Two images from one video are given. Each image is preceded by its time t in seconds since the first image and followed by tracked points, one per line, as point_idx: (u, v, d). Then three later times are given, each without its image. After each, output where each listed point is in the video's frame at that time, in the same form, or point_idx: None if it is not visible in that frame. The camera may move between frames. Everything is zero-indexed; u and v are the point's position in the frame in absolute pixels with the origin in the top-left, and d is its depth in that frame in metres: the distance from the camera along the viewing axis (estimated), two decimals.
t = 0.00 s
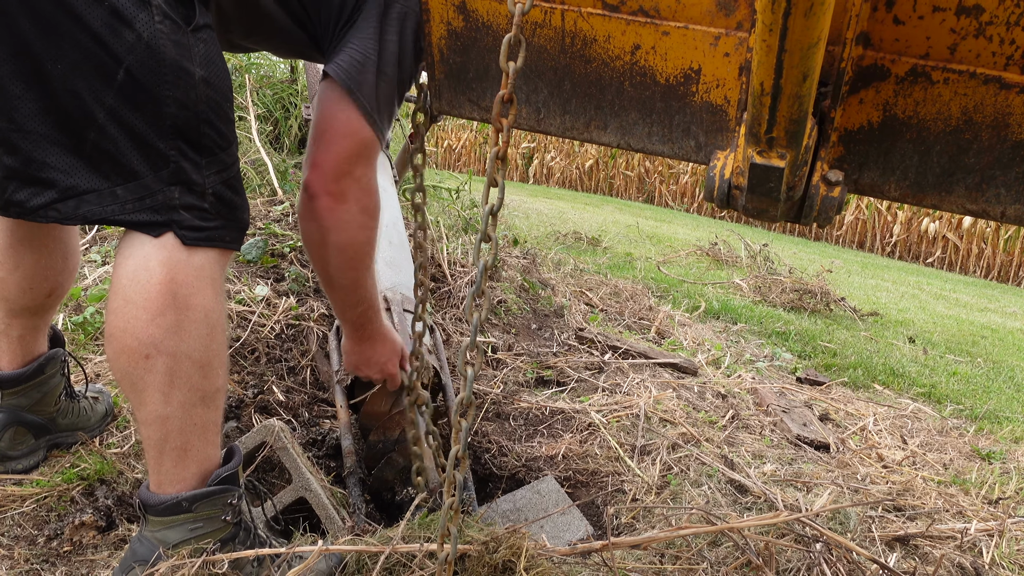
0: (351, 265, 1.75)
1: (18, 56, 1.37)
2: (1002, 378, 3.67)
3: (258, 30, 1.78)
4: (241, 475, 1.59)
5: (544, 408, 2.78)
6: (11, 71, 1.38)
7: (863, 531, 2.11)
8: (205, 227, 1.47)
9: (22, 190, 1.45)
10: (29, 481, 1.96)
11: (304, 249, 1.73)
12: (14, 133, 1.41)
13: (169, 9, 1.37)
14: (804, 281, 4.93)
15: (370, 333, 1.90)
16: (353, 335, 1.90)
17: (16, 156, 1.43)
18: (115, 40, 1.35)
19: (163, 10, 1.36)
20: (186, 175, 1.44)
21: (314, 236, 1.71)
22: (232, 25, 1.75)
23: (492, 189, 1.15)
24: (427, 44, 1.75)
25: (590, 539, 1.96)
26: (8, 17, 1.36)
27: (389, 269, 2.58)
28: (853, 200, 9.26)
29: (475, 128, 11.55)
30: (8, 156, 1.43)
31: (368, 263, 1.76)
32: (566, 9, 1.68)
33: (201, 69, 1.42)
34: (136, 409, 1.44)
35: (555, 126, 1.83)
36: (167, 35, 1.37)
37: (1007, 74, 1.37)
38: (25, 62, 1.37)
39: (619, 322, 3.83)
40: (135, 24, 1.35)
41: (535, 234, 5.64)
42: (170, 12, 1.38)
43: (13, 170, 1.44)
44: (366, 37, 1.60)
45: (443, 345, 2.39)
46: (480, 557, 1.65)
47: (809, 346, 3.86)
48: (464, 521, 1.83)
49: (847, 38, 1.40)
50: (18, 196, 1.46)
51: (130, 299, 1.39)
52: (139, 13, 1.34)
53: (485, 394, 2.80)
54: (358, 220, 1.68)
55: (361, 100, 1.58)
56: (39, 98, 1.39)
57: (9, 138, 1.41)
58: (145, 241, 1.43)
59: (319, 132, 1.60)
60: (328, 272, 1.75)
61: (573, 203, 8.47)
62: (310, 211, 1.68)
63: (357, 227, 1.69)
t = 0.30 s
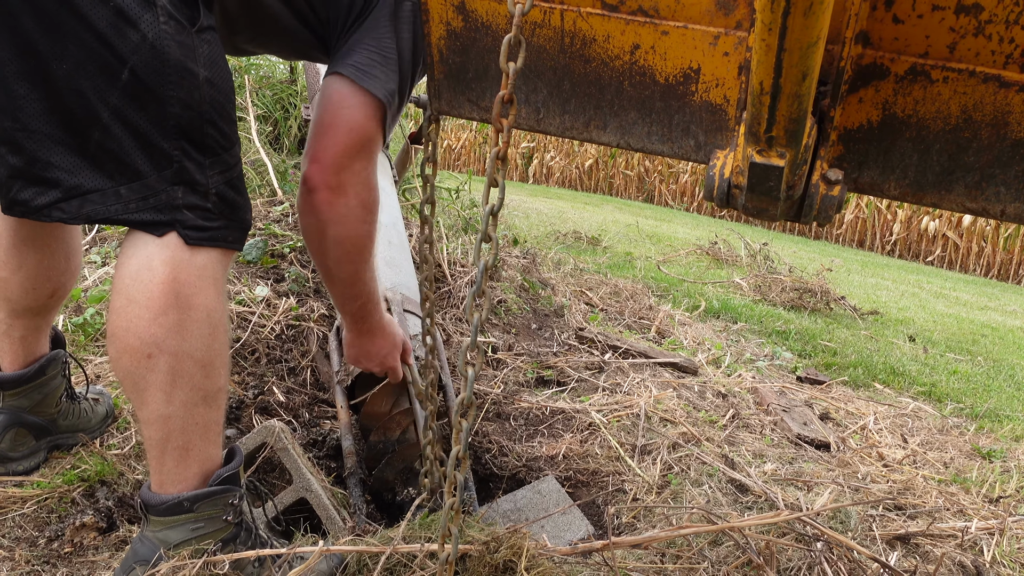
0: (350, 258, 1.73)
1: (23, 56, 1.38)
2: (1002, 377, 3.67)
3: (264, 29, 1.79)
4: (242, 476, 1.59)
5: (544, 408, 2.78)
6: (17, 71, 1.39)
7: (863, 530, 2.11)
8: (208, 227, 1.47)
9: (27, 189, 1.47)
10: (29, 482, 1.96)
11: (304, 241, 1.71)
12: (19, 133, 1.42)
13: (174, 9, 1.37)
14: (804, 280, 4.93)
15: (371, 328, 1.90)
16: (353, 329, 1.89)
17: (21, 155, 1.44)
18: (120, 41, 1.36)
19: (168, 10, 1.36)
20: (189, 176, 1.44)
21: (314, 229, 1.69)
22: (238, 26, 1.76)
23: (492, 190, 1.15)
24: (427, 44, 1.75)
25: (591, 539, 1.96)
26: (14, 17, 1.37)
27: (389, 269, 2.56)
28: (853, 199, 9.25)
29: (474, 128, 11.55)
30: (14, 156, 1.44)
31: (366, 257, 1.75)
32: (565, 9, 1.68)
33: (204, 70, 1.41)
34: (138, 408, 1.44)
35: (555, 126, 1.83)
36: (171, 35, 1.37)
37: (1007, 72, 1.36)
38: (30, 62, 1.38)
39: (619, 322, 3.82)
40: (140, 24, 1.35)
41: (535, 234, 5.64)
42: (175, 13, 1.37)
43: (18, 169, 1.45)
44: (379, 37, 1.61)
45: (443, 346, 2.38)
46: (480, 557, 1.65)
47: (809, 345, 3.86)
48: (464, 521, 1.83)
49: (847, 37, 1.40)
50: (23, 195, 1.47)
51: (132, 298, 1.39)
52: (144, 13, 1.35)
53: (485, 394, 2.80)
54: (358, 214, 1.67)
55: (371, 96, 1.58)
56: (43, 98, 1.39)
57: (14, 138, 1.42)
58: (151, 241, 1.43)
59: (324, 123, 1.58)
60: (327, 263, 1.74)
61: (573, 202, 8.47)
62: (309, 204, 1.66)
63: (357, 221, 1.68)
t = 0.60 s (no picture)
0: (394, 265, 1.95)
1: (33, 55, 1.38)
2: (1002, 377, 3.67)
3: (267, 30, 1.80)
4: (243, 475, 1.59)
5: (544, 408, 2.78)
6: (25, 70, 1.38)
7: (863, 530, 2.11)
8: (214, 226, 1.47)
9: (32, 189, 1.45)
10: (29, 483, 1.95)
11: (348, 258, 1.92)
12: (27, 132, 1.41)
13: (183, 9, 1.38)
14: (804, 280, 4.93)
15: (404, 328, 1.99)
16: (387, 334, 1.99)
17: (28, 154, 1.42)
18: (130, 40, 1.35)
19: (178, 10, 1.37)
20: (196, 174, 1.44)
21: (361, 246, 1.92)
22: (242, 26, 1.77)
23: (492, 189, 1.14)
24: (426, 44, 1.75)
25: (591, 540, 1.96)
26: (24, 17, 1.37)
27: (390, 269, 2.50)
28: (853, 199, 9.25)
29: (474, 128, 11.54)
30: (20, 155, 1.43)
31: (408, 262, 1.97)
32: (565, 9, 1.68)
33: (213, 69, 1.43)
34: (142, 407, 1.44)
35: (555, 126, 1.83)
36: (181, 35, 1.38)
37: (1007, 72, 1.36)
38: (39, 60, 1.38)
39: (619, 322, 3.82)
40: (150, 22, 1.35)
41: (535, 234, 5.64)
42: (184, 13, 1.39)
43: (25, 168, 1.44)
44: (395, 40, 1.74)
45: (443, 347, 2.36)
46: (481, 557, 1.65)
47: (809, 345, 3.86)
48: (464, 521, 1.83)
49: (847, 37, 1.40)
50: (29, 194, 1.45)
51: (140, 296, 1.39)
52: (154, 12, 1.35)
53: (485, 394, 2.80)
54: (400, 223, 1.92)
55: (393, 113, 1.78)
56: (52, 96, 1.39)
57: (21, 137, 1.41)
58: (158, 240, 1.42)
59: (354, 145, 1.80)
60: (375, 277, 1.95)
61: (573, 202, 8.46)
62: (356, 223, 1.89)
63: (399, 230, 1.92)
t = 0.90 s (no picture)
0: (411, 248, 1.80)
1: (43, 55, 1.37)
2: (1002, 378, 3.67)
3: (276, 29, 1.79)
4: (246, 471, 1.59)
5: (544, 408, 2.78)
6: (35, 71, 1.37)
7: (863, 531, 2.11)
8: (225, 223, 1.47)
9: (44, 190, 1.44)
10: (28, 481, 1.95)
11: (368, 242, 1.79)
12: (37, 133, 1.40)
13: (191, 8, 1.38)
14: (804, 281, 4.93)
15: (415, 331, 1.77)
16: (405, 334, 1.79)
17: (39, 155, 1.42)
18: (140, 39, 1.35)
19: (187, 8, 1.37)
20: (208, 172, 1.44)
21: (378, 227, 1.80)
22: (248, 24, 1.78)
23: (492, 189, 1.13)
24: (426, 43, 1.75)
25: (590, 539, 1.96)
26: (33, 17, 1.36)
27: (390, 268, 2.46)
28: (853, 200, 9.25)
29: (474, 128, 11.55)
30: (31, 155, 1.42)
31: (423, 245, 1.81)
32: (566, 9, 1.69)
33: (222, 67, 1.42)
34: (147, 401, 1.44)
35: (555, 126, 1.84)
36: (191, 33, 1.37)
37: (1007, 73, 1.36)
38: (49, 61, 1.37)
39: (619, 322, 3.82)
40: (158, 21, 1.34)
41: (535, 234, 5.64)
42: (193, 11, 1.38)
43: (36, 168, 1.43)
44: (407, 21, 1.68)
45: (443, 346, 2.35)
46: (480, 557, 1.65)
47: (809, 346, 3.86)
48: (464, 521, 1.83)
49: (847, 37, 1.40)
50: (40, 195, 1.44)
51: (147, 292, 1.39)
52: (163, 12, 1.34)
53: (485, 394, 2.80)
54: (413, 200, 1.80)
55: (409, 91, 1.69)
56: (62, 97, 1.38)
57: (31, 138, 1.41)
58: (167, 237, 1.43)
59: (371, 123, 1.70)
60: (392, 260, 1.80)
61: (573, 203, 8.46)
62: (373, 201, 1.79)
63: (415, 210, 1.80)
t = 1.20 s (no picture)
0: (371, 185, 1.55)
1: (41, 61, 1.36)
2: (1002, 378, 3.67)
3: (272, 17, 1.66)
4: (246, 472, 1.59)
5: (544, 408, 2.78)
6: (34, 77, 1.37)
7: (863, 531, 2.11)
8: (226, 224, 1.47)
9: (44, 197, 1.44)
10: (29, 482, 1.96)
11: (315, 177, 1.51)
12: (34, 139, 1.40)
13: (191, 10, 1.37)
14: (804, 281, 4.93)
15: (390, 248, 1.71)
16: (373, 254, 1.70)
17: (38, 162, 1.41)
18: (140, 42, 1.35)
19: (186, 10, 1.36)
20: (206, 174, 1.43)
21: (325, 160, 1.49)
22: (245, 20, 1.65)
23: (492, 189, 1.12)
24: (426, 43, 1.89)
25: (590, 539, 1.96)
26: (31, 22, 1.35)
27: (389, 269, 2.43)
28: (853, 199, 9.25)
29: (474, 128, 11.55)
30: (31, 162, 1.42)
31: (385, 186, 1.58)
32: (565, 9, 1.70)
33: (222, 70, 1.42)
34: (146, 403, 1.44)
35: (556, 126, 1.85)
36: (191, 35, 1.36)
37: (1007, 72, 1.38)
38: (49, 66, 1.36)
39: (619, 322, 3.82)
40: (159, 24, 1.34)
41: (535, 234, 5.63)
42: (193, 13, 1.37)
43: (35, 175, 1.43)
44: None
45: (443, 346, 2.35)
46: (480, 557, 1.65)
47: (809, 346, 3.86)
48: (464, 521, 1.83)
49: (847, 37, 1.40)
50: (40, 202, 1.44)
51: (148, 295, 1.40)
52: (163, 15, 1.34)
53: (485, 394, 2.80)
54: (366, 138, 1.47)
55: (376, 28, 1.40)
56: (61, 103, 1.38)
57: (29, 144, 1.41)
58: (169, 240, 1.43)
59: (327, 51, 1.39)
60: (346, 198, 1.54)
61: (573, 203, 8.45)
62: (317, 134, 1.45)
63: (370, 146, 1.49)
